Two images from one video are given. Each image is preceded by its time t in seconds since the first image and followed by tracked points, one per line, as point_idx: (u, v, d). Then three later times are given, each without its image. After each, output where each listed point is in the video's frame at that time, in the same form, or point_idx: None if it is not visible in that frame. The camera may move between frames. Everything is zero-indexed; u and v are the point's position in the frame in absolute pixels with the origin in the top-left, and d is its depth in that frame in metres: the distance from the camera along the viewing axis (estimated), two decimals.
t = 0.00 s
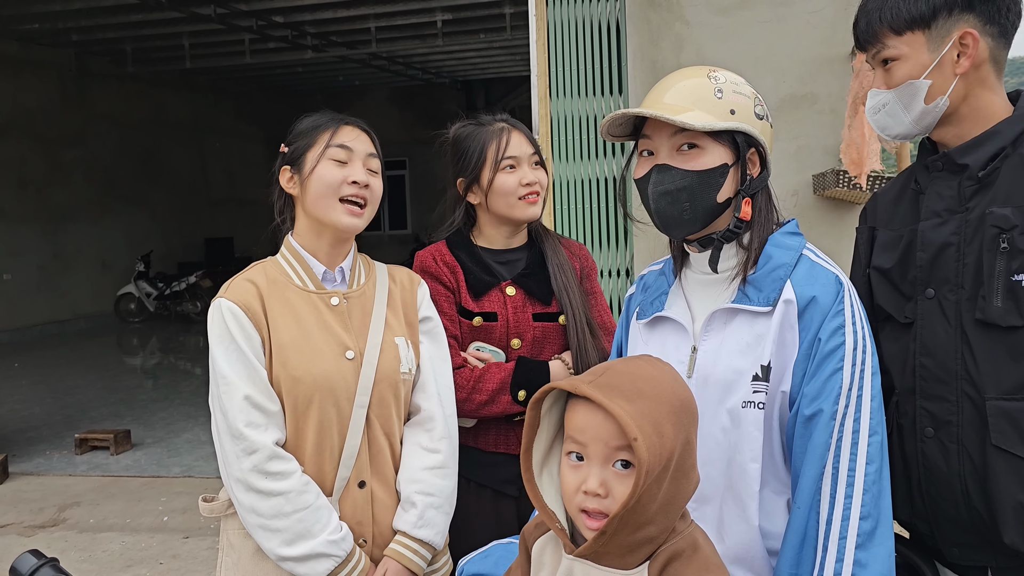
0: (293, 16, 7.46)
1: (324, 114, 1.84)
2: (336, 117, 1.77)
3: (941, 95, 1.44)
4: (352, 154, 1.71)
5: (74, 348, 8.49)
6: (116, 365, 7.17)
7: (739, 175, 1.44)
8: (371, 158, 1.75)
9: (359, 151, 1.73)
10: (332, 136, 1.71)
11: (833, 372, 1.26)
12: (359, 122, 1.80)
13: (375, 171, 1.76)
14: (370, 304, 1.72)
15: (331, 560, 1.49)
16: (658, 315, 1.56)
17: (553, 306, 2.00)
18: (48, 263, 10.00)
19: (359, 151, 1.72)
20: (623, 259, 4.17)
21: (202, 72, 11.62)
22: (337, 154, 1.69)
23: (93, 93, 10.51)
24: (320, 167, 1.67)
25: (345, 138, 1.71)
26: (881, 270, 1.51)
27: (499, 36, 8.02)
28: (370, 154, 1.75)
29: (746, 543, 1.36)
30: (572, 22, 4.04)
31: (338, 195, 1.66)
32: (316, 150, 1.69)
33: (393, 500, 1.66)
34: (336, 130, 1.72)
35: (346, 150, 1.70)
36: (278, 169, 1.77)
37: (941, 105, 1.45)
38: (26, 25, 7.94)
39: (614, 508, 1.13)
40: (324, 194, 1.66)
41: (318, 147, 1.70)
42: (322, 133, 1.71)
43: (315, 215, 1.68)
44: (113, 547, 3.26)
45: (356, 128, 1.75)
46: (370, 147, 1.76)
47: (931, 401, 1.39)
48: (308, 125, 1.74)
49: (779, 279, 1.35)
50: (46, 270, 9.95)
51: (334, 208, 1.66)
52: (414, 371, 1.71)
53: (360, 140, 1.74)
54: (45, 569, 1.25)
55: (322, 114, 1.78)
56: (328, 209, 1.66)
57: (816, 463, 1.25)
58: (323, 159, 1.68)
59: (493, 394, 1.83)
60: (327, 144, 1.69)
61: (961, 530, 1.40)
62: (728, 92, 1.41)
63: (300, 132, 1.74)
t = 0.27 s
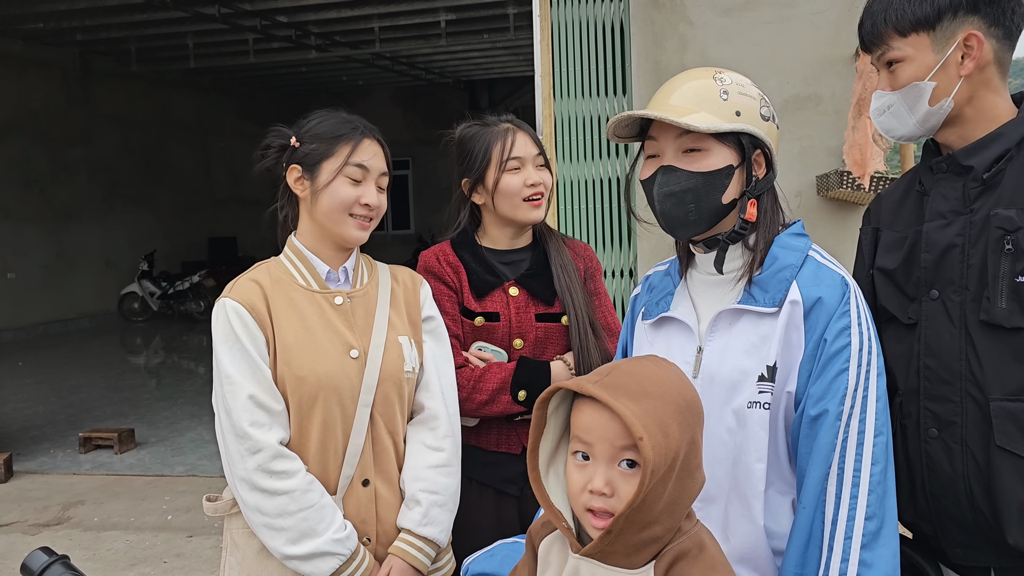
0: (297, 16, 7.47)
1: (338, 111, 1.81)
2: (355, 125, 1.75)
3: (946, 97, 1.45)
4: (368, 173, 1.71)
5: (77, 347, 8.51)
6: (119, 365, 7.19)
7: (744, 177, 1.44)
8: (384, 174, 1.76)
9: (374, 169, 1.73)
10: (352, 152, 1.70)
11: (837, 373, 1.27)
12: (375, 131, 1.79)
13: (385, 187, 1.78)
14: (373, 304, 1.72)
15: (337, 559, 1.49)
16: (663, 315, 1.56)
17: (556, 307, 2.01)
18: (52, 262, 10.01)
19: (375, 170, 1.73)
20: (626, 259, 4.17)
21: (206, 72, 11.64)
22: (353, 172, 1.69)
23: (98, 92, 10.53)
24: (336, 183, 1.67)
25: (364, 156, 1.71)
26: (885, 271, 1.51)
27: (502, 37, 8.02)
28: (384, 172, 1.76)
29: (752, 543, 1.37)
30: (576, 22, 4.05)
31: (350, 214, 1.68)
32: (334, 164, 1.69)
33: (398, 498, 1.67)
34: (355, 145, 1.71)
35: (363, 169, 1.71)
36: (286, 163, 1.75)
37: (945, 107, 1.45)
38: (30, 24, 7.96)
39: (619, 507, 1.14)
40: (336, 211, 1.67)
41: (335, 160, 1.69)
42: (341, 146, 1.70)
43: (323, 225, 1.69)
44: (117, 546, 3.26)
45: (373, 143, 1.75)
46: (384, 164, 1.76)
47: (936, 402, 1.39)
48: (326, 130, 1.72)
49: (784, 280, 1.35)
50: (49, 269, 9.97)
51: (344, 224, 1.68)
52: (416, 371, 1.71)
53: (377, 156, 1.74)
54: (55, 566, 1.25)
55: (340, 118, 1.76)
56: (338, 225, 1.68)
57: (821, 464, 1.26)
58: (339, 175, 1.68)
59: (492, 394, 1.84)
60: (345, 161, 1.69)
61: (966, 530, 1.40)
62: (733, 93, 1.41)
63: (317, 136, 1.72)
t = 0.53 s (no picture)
0: (301, 16, 7.48)
1: (338, 111, 1.81)
2: (357, 123, 1.76)
3: (948, 97, 1.44)
4: (374, 170, 1.72)
5: (82, 346, 8.53)
6: (124, 364, 7.21)
7: (736, 182, 1.44)
8: (388, 172, 1.77)
9: (379, 167, 1.74)
10: (357, 150, 1.70)
11: (843, 372, 1.26)
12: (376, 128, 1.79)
13: (389, 184, 1.78)
14: (379, 304, 1.73)
15: (344, 558, 1.50)
16: (668, 314, 1.56)
17: (559, 306, 2.01)
18: (56, 261, 10.04)
19: (380, 167, 1.73)
20: (629, 258, 4.17)
21: (210, 72, 11.66)
22: (360, 171, 1.70)
23: (102, 92, 10.56)
24: (343, 182, 1.68)
25: (369, 154, 1.71)
26: (889, 271, 1.51)
27: (506, 36, 8.02)
28: (388, 170, 1.77)
29: (757, 542, 1.37)
30: (580, 21, 4.04)
31: (359, 214, 1.68)
32: (340, 164, 1.69)
33: (403, 497, 1.67)
34: (360, 144, 1.71)
35: (369, 167, 1.71)
36: (290, 166, 1.74)
37: (946, 107, 1.45)
38: (35, 24, 7.99)
39: (624, 506, 1.14)
40: (345, 211, 1.67)
41: (341, 160, 1.69)
42: (347, 145, 1.70)
43: (330, 226, 1.70)
44: (122, 544, 3.27)
45: (376, 140, 1.76)
46: (388, 161, 1.77)
47: (940, 402, 1.39)
48: (329, 131, 1.72)
49: (790, 279, 1.35)
50: (54, 268, 10.00)
51: (352, 223, 1.68)
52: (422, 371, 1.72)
53: (381, 154, 1.75)
54: (65, 565, 1.26)
55: (342, 118, 1.76)
56: (347, 225, 1.68)
57: (826, 463, 1.25)
58: (346, 174, 1.68)
59: (494, 393, 1.84)
60: (352, 159, 1.69)
61: (971, 530, 1.40)
62: (728, 96, 1.40)
63: (321, 136, 1.72)
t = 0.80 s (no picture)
0: (306, 16, 7.50)
1: (345, 112, 1.82)
2: (364, 124, 1.76)
3: (948, 100, 1.44)
4: (382, 171, 1.72)
5: (88, 346, 8.57)
6: (130, 364, 7.23)
7: (734, 188, 1.43)
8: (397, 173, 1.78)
9: (388, 168, 1.74)
10: (365, 152, 1.71)
11: (850, 372, 1.26)
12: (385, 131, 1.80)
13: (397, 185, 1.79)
14: (386, 306, 1.73)
15: (353, 559, 1.50)
16: (675, 314, 1.55)
17: (566, 306, 2.00)
18: (63, 261, 10.08)
19: (389, 169, 1.74)
20: (635, 258, 4.17)
21: (216, 72, 11.69)
22: (369, 173, 1.70)
23: (108, 92, 10.60)
24: (353, 183, 1.68)
25: (378, 155, 1.72)
26: (895, 273, 1.50)
27: (511, 36, 8.03)
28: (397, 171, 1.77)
29: (764, 543, 1.36)
30: (586, 22, 4.05)
31: (369, 215, 1.69)
32: (348, 165, 1.69)
33: (411, 497, 1.67)
34: (368, 145, 1.72)
35: (378, 169, 1.71)
36: (299, 167, 1.74)
37: (946, 110, 1.45)
38: (42, 24, 8.03)
39: (630, 506, 1.14)
40: (355, 212, 1.68)
41: (350, 161, 1.69)
42: (355, 146, 1.71)
43: (340, 227, 1.70)
44: (129, 543, 3.29)
45: (385, 143, 1.76)
46: (397, 163, 1.77)
47: (948, 403, 1.39)
48: (337, 133, 1.72)
49: (797, 280, 1.35)
50: (61, 269, 10.04)
51: (364, 226, 1.69)
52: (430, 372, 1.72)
53: (390, 156, 1.75)
54: (76, 564, 1.26)
55: (349, 120, 1.76)
56: (357, 226, 1.69)
57: (833, 464, 1.25)
58: (355, 175, 1.69)
59: (500, 393, 1.85)
60: (361, 161, 1.69)
61: (978, 531, 1.39)
62: (727, 101, 1.39)
63: (328, 137, 1.72)
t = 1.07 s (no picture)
0: (312, 18, 7.52)
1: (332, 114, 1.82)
2: (358, 119, 1.78)
3: (953, 103, 1.44)
4: (391, 159, 1.74)
5: (95, 347, 8.60)
6: (137, 364, 7.26)
7: (735, 193, 1.44)
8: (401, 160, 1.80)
9: (393, 156, 1.76)
10: (372, 141, 1.73)
11: (859, 375, 1.26)
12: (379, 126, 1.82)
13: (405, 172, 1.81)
14: (399, 310, 1.73)
15: (362, 564, 1.51)
16: (682, 315, 1.55)
17: (572, 308, 2.00)
18: (70, 262, 10.12)
19: (396, 155, 1.76)
20: (641, 259, 4.16)
21: (222, 73, 11.73)
22: (380, 160, 1.72)
23: (115, 93, 10.64)
24: (368, 172, 1.69)
25: (383, 143, 1.74)
26: (903, 276, 1.50)
27: (516, 37, 8.03)
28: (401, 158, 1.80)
29: (773, 546, 1.36)
30: (592, 22, 4.05)
31: (388, 200, 1.70)
32: (359, 157, 1.70)
33: (418, 501, 1.67)
34: (372, 135, 1.74)
35: (387, 155, 1.73)
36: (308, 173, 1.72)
37: (951, 112, 1.45)
38: (50, 26, 8.07)
39: (637, 509, 1.14)
40: (374, 200, 1.68)
41: (360, 153, 1.70)
42: (360, 139, 1.72)
43: (360, 217, 1.69)
44: (137, 543, 3.30)
45: (383, 133, 1.79)
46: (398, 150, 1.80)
47: (957, 406, 1.39)
48: (336, 130, 1.74)
49: (805, 282, 1.34)
50: (68, 269, 10.08)
51: (385, 212, 1.70)
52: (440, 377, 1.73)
53: (392, 144, 1.78)
54: (88, 564, 1.27)
55: (343, 118, 1.77)
56: (377, 213, 1.69)
57: (842, 467, 1.25)
58: (369, 164, 1.70)
59: (507, 395, 1.85)
60: (370, 150, 1.71)
61: (988, 533, 1.39)
62: (726, 106, 1.39)
63: (330, 136, 1.73)
